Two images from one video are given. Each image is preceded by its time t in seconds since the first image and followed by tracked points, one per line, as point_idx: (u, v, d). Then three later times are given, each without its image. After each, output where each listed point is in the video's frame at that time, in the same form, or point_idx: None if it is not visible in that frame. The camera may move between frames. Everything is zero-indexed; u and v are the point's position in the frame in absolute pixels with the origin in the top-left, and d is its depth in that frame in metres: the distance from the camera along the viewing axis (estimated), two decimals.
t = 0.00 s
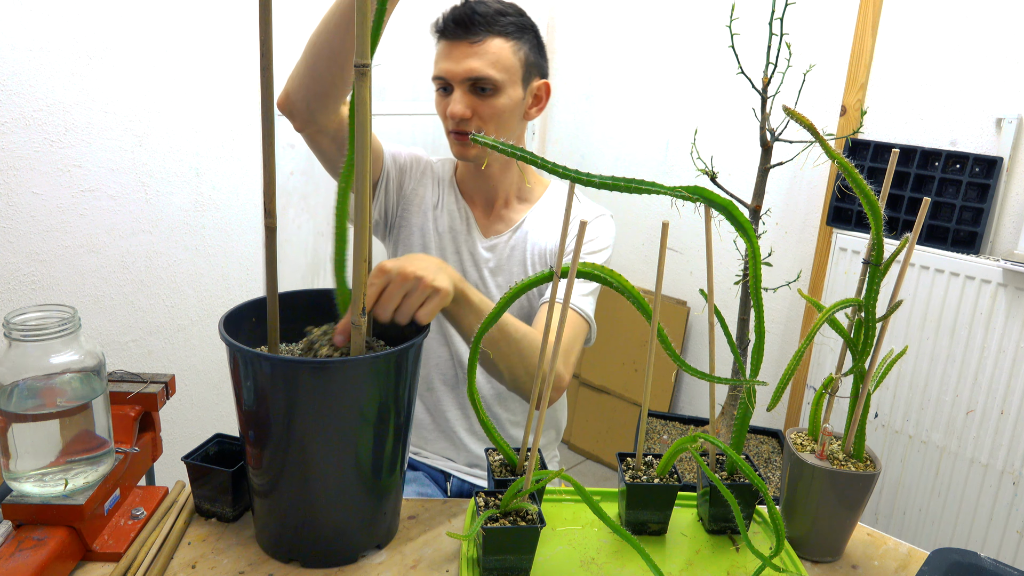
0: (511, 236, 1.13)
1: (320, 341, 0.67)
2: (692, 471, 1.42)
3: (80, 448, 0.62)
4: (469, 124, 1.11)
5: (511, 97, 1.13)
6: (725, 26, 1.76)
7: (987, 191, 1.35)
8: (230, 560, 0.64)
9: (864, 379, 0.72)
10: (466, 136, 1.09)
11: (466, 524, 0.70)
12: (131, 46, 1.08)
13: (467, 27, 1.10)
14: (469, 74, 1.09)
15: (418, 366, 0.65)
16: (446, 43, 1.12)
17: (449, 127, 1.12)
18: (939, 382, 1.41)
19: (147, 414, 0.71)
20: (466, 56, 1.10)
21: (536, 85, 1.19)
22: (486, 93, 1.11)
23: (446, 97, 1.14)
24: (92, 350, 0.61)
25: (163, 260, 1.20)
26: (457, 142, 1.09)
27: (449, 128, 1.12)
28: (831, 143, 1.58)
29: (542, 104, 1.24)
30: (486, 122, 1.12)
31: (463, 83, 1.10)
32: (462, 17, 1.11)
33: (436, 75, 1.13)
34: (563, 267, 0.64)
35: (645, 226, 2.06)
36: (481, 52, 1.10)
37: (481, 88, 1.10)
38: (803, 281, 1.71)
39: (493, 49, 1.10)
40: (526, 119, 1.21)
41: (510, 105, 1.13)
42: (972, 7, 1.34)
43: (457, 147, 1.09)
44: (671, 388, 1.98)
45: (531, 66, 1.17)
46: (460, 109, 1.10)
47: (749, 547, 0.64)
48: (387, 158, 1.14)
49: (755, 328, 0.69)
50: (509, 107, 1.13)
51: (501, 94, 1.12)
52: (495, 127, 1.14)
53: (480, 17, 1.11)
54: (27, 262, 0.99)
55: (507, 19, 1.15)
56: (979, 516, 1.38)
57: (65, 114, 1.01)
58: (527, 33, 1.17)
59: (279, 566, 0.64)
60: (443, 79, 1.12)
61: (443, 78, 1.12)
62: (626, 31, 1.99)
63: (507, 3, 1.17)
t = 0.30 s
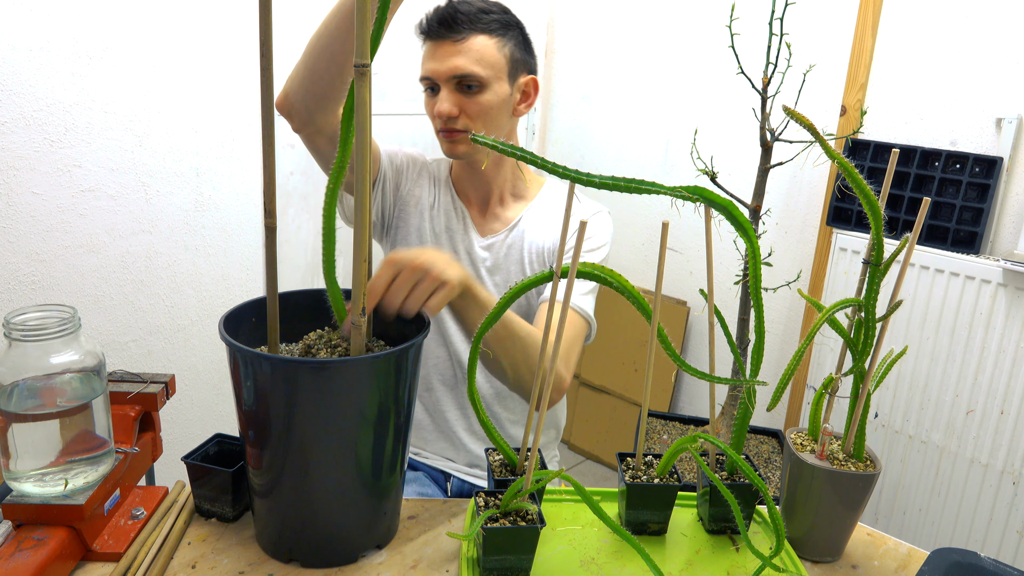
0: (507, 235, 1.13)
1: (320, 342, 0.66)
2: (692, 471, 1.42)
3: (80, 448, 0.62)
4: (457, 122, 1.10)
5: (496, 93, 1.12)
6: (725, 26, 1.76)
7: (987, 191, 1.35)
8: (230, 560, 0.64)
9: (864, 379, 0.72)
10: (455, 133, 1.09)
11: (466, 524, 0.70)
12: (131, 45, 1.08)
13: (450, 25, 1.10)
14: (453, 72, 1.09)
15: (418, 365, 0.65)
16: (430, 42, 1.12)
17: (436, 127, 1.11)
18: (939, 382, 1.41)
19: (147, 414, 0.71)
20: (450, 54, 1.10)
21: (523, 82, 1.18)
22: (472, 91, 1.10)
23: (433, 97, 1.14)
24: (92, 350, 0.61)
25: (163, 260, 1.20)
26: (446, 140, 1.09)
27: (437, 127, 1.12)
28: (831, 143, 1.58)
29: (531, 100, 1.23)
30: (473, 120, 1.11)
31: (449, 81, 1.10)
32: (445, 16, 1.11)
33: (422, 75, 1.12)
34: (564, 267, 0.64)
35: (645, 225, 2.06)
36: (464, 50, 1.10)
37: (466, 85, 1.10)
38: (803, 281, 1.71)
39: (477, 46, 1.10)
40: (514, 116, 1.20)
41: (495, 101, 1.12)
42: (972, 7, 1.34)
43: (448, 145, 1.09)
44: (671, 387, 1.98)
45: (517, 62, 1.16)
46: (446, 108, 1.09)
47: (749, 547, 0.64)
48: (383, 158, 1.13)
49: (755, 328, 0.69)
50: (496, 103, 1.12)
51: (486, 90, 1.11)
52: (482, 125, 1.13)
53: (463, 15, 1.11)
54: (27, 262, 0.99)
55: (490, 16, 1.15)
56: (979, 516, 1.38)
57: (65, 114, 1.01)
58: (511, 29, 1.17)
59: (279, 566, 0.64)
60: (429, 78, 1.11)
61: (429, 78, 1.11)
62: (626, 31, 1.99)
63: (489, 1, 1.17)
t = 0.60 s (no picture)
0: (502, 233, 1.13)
1: (320, 343, 0.66)
2: (692, 471, 1.42)
3: (80, 448, 0.62)
4: (469, 107, 1.10)
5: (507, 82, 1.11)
6: (725, 26, 1.76)
7: (987, 191, 1.35)
8: (230, 560, 0.64)
9: (864, 379, 0.72)
10: (466, 120, 1.10)
11: (466, 524, 0.70)
12: (131, 45, 1.08)
13: (468, 14, 1.11)
14: (471, 56, 1.08)
15: (418, 365, 0.65)
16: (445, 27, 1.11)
17: (448, 111, 1.11)
18: (939, 382, 1.41)
19: (147, 414, 0.71)
20: (469, 39, 1.09)
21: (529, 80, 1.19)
22: (487, 77, 1.10)
23: (442, 80, 1.11)
24: (92, 350, 0.61)
25: (163, 260, 1.20)
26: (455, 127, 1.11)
27: (444, 113, 1.12)
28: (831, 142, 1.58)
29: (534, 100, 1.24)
30: (486, 107, 1.10)
31: (465, 65, 1.09)
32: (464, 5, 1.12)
33: (435, 58, 1.10)
34: (564, 266, 0.64)
35: (645, 225, 2.06)
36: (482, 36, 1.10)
37: (481, 70, 1.09)
38: (803, 281, 1.71)
39: (493, 36, 1.11)
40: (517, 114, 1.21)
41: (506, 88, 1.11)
42: (972, 7, 1.34)
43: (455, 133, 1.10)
44: (670, 388, 1.98)
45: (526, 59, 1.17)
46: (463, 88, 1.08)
47: (749, 547, 0.64)
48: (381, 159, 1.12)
49: (755, 328, 0.69)
50: (508, 93, 1.12)
51: (502, 78, 1.11)
52: (494, 114, 1.12)
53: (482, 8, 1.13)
54: (27, 263, 0.99)
55: (501, 12, 1.16)
56: (979, 515, 1.38)
57: (65, 114, 1.01)
58: (521, 29, 1.18)
59: (279, 566, 0.64)
60: (444, 61, 1.10)
61: (444, 61, 1.10)
62: (626, 31, 1.99)
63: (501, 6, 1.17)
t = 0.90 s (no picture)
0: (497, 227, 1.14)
1: (320, 343, 0.66)
2: (692, 471, 1.42)
3: (80, 448, 0.62)
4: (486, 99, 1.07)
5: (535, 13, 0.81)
6: (725, 26, 1.76)
7: (987, 191, 1.35)
8: (230, 560, 0.64)
9: (864, 380, 0.72)
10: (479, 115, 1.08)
11: (466, 524, 0.70)
12: (131, 45, 1.08)
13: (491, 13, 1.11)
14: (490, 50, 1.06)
15: (418, 365, 0.65)
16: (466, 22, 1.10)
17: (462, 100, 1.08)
18: (939, 382, 1.41)
19: (147, 414, 0.71)
20: (490, 33, 1.08)
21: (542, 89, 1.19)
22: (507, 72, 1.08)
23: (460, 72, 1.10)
24: (92, 350, 0.61)
25: (163, 260, 1.20)
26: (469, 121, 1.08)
27: (457, 106, 1.10)
28: (831, 143, 1.58)
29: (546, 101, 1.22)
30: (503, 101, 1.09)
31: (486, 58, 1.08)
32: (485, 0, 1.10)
33: (456, 48, 1.09)
34: (564, 267, 0.64)
35: (645, 225, 2.06)
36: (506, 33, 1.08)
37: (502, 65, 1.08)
38: (803, 281, 1.71)
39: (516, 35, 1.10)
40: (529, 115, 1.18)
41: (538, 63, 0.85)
42: (972, 7, 1.34)
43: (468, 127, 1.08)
44: (671, 388, 1.99)
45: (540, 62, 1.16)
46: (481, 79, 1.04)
47: (749, 547, 0.64)
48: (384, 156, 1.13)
49: (755, 328, 0.69)
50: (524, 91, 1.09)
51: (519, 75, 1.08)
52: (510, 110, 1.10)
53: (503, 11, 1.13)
54: (27, 263, 0.99)
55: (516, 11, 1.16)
56: (979, 515, 1.38)
57: (65, 114, 1.01)
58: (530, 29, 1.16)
59: (279, 566, 0.64)
60: (465, 51, 1.08)
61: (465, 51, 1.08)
62: (626, 31, 1.99)
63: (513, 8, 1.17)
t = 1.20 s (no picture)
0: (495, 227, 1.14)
1: (320, 343, 0.66)
2: (692, 471, 1.42)
3: (80, 448, 0.62)
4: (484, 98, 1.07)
5: None
6: (725, 26, 1.75)
7: (987, 191, 1.35)
8: (230, 560, 0.64)
9: (864, 380, 0.72)
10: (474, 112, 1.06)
11: (466, 524, 0.71)
12: (131, 45, 1.08)
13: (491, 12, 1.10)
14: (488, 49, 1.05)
15: (418, 366, 0.65)
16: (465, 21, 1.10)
17: (461, 97, 1.07)
18: (939, 381, 1.41)
19: (147, 414, 0.71)
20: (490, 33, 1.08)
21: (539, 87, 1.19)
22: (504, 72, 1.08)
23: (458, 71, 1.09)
24: (92, 350, 0.61)
25: (163, 260, 1.20)
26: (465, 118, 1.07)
27: (456, 104, 1.08)
28: (831, 142, 1.58)
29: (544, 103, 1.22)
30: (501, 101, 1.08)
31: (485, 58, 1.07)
32: None
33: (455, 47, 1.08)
34: (564, 267, 0.64)
35: (644, 225, 2.06)
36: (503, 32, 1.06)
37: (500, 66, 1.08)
38: (803, 281, 1.71)
39: (514, 36, 1.10)
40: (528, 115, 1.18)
41: (517, 72, 0.77)
42: (972, 7, 1.34)
43: (465, 125, 1.07)
44: (671, 388, 1.99)
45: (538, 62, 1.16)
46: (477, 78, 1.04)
47: (749, 547, 0.64)
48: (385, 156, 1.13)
49: (755, 328, 0.69)
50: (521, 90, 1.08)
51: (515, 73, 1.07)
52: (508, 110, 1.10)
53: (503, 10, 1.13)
54: (27, 263, 0.99)
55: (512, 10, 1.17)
56: (979, 515, 1.38)
57: (65, 114, 1.01)
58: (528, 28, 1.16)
59: (279, 566, 0.64)
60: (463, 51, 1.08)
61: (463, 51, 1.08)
62: (626, 32, 1.99)
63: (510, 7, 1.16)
